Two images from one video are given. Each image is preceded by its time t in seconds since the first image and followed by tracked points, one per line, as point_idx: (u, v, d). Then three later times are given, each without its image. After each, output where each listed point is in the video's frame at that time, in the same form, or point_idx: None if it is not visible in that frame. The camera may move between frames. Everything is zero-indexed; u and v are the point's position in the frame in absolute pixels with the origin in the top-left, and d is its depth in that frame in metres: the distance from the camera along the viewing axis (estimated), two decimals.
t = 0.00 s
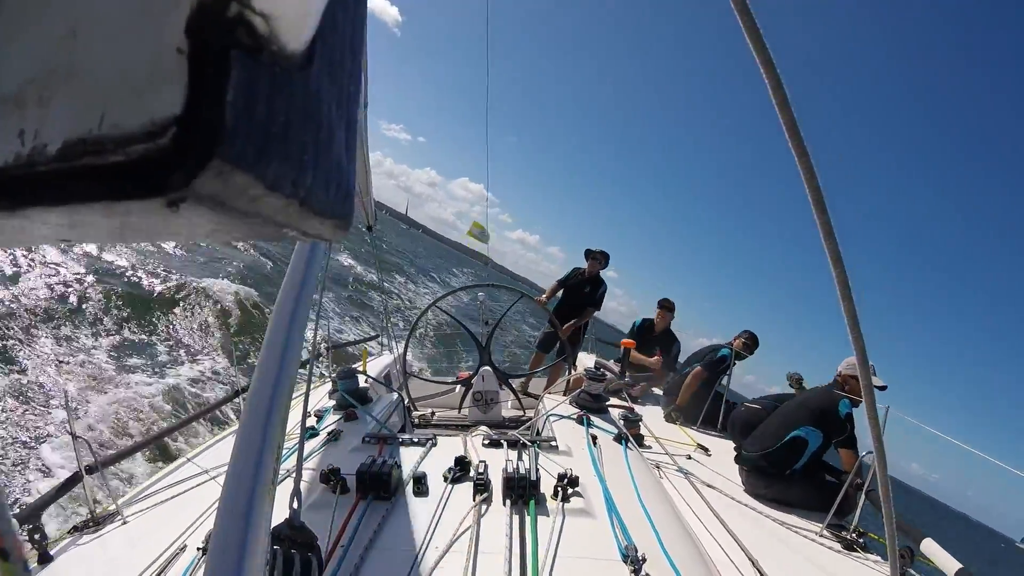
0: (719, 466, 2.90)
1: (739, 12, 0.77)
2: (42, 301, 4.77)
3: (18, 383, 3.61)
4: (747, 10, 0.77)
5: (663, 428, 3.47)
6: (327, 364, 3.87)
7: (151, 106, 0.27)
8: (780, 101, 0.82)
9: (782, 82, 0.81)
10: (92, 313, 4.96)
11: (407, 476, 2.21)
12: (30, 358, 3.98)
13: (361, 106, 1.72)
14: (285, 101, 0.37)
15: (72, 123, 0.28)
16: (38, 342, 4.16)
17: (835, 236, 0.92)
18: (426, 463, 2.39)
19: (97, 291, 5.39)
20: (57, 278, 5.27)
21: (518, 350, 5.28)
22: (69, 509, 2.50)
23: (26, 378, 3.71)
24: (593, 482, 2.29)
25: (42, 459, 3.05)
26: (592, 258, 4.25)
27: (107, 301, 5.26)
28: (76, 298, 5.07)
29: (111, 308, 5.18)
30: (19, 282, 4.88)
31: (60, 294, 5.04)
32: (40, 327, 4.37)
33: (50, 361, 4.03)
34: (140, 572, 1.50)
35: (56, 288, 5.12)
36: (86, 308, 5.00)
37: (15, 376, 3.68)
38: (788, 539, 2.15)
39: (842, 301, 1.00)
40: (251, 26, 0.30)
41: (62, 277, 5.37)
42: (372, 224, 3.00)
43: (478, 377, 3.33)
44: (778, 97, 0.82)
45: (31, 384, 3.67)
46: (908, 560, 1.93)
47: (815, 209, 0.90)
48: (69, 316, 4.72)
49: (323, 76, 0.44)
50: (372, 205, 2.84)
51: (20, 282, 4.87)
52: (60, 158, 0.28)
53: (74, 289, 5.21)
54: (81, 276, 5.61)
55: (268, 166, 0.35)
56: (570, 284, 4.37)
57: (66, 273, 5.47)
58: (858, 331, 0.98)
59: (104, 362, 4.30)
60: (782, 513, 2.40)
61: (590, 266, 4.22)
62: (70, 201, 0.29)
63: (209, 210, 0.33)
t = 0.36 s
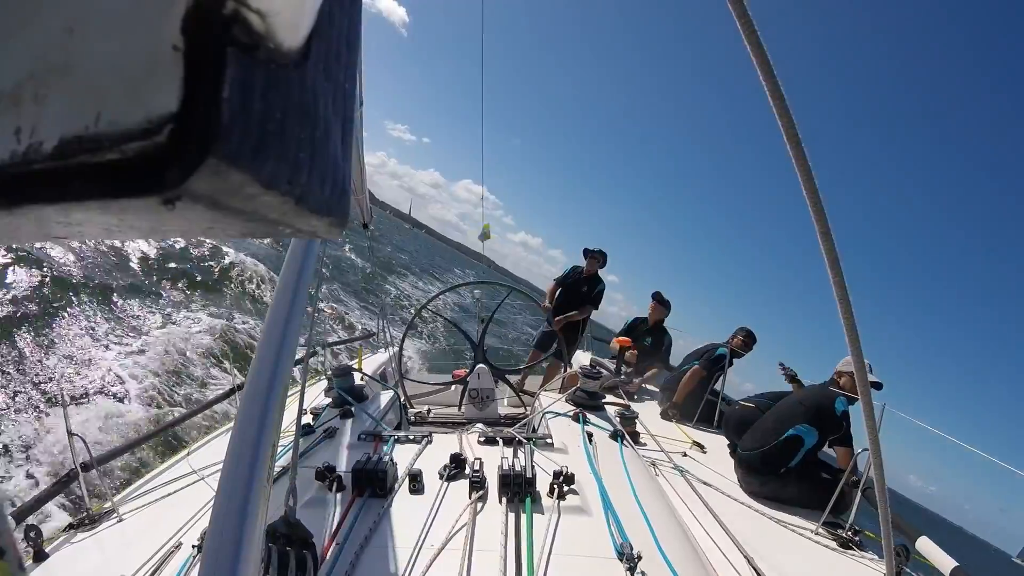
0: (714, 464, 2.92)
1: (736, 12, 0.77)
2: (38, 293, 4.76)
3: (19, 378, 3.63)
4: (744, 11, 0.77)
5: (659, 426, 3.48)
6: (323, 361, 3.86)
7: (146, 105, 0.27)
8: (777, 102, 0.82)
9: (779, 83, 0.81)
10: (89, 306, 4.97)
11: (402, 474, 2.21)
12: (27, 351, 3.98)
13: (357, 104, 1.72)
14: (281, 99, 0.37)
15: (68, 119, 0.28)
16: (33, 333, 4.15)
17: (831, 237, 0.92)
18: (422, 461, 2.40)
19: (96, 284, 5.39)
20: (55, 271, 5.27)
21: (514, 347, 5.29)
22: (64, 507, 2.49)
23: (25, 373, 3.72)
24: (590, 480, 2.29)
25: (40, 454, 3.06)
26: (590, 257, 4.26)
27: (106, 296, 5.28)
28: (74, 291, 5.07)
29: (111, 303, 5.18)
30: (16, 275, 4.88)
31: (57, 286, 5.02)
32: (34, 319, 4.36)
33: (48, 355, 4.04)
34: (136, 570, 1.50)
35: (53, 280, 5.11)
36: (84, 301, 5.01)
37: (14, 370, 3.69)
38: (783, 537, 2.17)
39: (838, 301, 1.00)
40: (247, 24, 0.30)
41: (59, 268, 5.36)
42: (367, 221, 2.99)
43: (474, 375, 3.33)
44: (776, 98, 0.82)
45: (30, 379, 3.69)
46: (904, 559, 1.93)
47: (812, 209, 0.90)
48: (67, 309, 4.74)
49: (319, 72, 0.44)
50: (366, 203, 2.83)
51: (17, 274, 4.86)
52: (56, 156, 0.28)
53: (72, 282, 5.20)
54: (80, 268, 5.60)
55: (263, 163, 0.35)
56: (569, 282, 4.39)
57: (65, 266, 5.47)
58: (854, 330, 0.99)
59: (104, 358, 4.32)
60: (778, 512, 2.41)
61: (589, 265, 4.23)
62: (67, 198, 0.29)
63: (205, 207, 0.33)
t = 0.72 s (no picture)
0: (711, 463, 2.92)
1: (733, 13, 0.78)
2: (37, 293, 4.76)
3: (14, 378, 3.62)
4: (740, 11, 0.78)
5: (656, 425, 3.49)
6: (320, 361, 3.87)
7: (143, 103, 0.27)
8: (773, 100, 0.82)
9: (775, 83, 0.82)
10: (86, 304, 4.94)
11: (399, 474, 2.21)
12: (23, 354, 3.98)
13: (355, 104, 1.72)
14: (278, 98, 0.37)
15: (65, 118, 0.28)
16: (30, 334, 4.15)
17: (827, 236, 0.93)
18: (420, 460, 2.40)
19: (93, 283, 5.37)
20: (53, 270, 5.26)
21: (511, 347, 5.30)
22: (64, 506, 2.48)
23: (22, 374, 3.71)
24: (587, 480, 2.30)
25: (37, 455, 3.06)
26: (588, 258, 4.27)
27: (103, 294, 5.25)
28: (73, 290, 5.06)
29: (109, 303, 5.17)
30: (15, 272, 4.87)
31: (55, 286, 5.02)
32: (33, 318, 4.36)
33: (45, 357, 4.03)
34: (132, 569, 1.49)
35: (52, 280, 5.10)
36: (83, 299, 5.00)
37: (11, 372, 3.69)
38: (780, 536, 2.18)
39: (835, 301, 1.01)
40: (243, 23, 0.30)
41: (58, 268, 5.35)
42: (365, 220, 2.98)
43: (471, 374, 3.33)
44: (772, 97, 0.82)
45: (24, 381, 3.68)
46: (900, 558, 1.94)
47: (807, 208, 0.90)
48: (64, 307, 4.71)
49: (316, 71, 0.44)
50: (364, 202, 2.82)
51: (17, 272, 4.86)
52: (53, 155, 0.28)
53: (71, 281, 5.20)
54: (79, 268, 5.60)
55: (260, 163, 0.35)
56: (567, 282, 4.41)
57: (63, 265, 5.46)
58: (850, 329, 1.00)
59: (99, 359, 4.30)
60: (774, 511, 2.41)
61: (587, 265, 4.24)
62: (64, 198, 0.30)
63: (202, 208, 0.33)
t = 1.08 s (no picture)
0: (711, 464, 2.92)
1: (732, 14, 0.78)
2: (41, 292, 4.77)
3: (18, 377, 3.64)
4: (740, 11, 0.78)
5: (655, 425, 3.50)
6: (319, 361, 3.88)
7: (143, 102, 0.27)
8: (774, 100, 0.82)
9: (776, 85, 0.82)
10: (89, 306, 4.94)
11: (399, 474, 2.21)
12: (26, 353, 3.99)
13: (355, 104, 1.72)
14: (278, 97, 0.37)
15: (65, 117, 0.28)
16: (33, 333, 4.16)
17: (827, 237, 0.93)
18: (419, 460, 2.40)
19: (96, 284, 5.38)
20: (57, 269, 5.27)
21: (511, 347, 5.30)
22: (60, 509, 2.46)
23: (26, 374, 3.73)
24: (587, 480, 2.29)
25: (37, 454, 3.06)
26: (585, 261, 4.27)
27: (105, 296, 5.25)
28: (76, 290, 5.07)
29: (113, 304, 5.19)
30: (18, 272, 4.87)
31: (59, 285, 5.04)
32: (35, 317, 4.35)
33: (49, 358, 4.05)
34: (132, 570, 1.49)
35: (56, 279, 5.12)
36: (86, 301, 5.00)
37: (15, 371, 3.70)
38: (780, 537, 2.17)
39: (835, 301, 1.01)
40: (242, 24, 0.31)
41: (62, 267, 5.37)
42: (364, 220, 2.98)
43: (471, 374, 3.33)
44: (771, 98, 0.82)
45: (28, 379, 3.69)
46: (901, 559, 1.94)
47: (807, 208, 0.90)
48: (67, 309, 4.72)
49: (315, 71, 0.44)
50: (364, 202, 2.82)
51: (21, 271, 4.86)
52: (53, 155, 0.28)
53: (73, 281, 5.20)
54: (83, 268, 5.62)
55: (260, 163, 0.35)
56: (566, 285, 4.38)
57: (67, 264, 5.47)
58: (850, 329, 1.00)
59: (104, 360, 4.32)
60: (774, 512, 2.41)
61: (584, 268, 4.24)
62: (63, 198, 0.30)
63: (201, 207, 0.33)
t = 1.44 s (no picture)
0: (710, 463, 2.93)
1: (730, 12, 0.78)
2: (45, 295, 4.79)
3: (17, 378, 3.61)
4: (738, 10, 0.78)
5: (655, 425, 3.50)
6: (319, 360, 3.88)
7: (142, 101, 0.27)
8: (773, 100, 0.82)
9: (776, 87, 0.82)
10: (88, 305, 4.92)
11: (399, 473, 2.21)
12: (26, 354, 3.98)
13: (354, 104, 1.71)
14: (278, 97, 0.37)
15: (64, 118, 0.28)
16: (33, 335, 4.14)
17: (826, 236, 0.93)
18: (419, 460, 2.40)
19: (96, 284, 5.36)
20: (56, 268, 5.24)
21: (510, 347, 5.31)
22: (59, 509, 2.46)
23: (21, 375, 3.69)
24: (587, 480, 2.29)
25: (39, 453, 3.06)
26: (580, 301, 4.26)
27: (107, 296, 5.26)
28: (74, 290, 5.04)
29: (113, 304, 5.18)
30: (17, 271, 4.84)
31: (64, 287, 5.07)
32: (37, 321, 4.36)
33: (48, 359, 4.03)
34: (131, 570, 1.49)
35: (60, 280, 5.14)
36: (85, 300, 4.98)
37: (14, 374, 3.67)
38: (779, 537, 2.17)
39: (834, 300, 1.00)
40: (242, 24, 0.31)
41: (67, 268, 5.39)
42: (363, 220, 2.97)
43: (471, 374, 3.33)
44: (771, 99, 0.82)
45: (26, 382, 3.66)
46: (901, 558, 1.94)
47: (806, 209, 0.90)
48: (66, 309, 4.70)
49: (315, 71, 0.44)
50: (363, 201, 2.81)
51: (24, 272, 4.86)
52: (53, 155, 0.28)
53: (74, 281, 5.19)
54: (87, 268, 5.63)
55: (260, 163, 0.35)
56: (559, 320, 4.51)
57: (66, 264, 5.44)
58: (849, 330, 1.00)
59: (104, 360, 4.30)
60: (774, 512, 2.42)
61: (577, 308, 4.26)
62: (62, 198, 0.30)
63: (201, 208, 0.33)
